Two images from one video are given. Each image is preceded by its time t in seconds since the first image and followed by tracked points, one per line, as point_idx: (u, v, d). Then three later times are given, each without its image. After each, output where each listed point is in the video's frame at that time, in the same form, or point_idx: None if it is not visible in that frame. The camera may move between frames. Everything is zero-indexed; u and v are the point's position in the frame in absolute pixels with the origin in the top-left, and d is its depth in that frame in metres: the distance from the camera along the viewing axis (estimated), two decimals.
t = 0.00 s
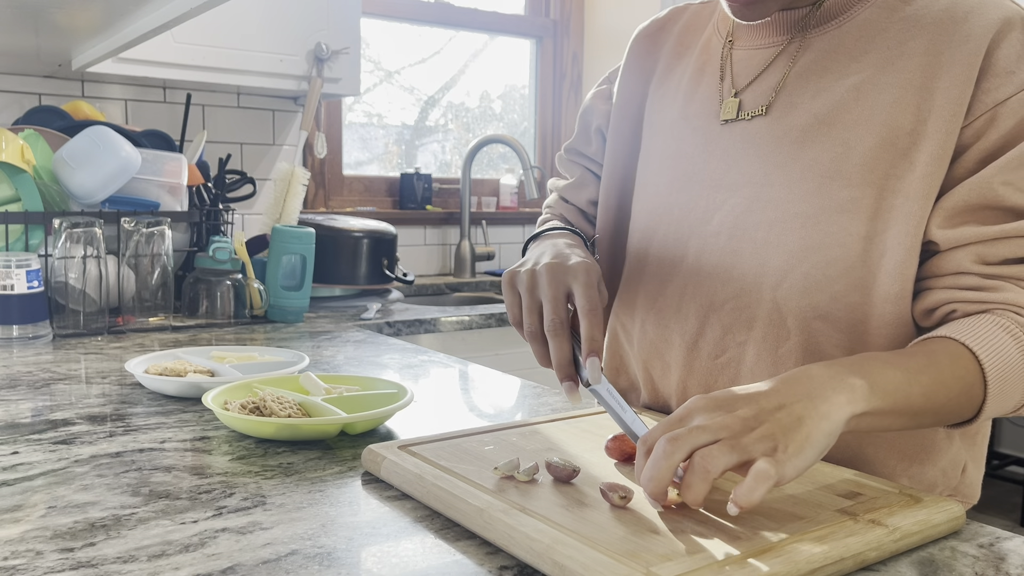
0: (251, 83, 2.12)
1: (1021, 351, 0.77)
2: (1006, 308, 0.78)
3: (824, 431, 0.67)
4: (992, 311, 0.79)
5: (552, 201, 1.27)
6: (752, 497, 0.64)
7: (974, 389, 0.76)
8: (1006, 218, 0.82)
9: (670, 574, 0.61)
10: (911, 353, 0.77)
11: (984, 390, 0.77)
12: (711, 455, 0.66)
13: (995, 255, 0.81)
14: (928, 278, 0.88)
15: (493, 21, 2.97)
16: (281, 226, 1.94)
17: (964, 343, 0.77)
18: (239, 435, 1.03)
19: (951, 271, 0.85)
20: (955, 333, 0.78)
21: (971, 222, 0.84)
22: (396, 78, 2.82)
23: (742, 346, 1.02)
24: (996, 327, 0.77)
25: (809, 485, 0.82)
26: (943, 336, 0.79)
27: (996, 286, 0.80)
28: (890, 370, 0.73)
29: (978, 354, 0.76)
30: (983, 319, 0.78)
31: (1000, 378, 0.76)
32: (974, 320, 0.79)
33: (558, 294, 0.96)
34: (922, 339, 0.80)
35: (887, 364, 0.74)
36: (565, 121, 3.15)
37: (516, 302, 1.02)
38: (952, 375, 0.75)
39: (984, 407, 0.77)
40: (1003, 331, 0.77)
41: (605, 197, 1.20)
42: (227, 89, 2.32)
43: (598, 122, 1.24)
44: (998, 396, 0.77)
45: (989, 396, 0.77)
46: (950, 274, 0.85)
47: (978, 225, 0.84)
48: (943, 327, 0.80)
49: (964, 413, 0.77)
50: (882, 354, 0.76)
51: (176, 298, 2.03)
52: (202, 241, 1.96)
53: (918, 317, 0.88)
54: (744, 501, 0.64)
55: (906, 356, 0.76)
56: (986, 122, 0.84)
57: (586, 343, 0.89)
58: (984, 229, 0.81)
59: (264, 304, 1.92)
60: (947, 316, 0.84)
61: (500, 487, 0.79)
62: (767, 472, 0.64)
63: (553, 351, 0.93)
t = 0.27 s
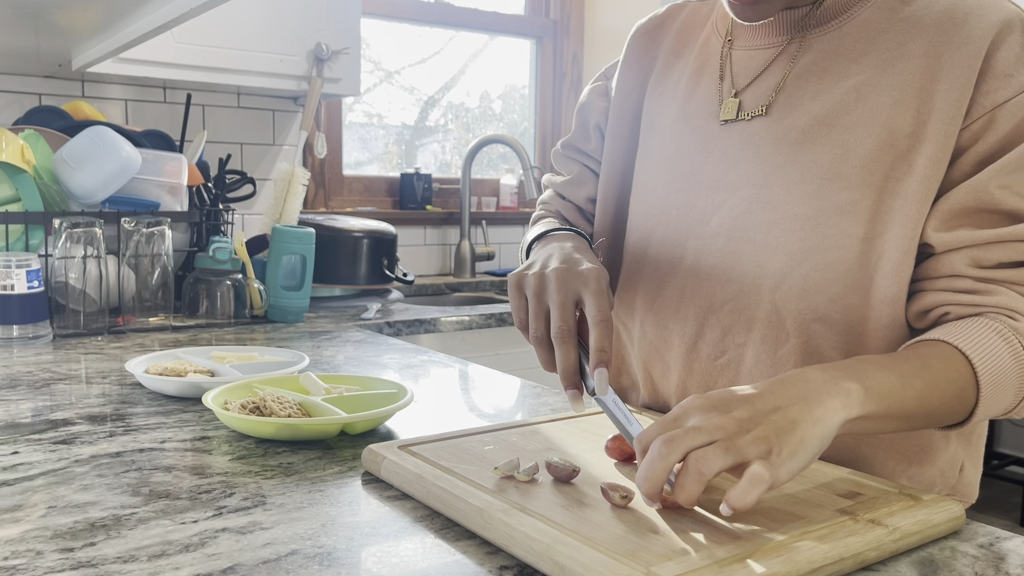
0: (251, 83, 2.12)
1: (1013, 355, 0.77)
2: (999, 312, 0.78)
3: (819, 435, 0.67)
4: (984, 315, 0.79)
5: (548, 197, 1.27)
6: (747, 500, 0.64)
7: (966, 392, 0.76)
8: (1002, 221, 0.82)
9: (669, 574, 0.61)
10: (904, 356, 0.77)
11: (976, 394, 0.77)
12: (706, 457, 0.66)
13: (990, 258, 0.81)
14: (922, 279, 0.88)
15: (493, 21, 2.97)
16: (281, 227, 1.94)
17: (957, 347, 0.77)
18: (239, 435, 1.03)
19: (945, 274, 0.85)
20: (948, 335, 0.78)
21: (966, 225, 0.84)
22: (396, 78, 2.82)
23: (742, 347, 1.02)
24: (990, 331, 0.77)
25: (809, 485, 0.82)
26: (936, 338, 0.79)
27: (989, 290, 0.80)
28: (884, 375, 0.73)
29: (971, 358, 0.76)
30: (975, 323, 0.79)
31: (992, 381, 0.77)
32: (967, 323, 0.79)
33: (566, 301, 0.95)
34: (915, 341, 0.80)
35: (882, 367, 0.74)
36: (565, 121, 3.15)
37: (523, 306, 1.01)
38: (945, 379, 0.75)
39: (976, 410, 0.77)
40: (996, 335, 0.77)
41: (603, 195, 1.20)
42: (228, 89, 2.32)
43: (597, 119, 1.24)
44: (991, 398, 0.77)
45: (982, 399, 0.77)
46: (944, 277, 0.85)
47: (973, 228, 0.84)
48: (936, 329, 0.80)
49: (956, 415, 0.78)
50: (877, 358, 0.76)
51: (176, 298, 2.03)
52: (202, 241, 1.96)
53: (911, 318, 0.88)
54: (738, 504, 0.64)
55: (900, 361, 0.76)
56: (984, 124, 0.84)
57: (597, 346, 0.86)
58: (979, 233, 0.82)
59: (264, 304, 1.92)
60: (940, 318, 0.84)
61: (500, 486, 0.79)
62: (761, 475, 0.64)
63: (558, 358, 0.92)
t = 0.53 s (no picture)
0: (251, 83, 2.12)
1: (1010, 357, 0.77)
2: (997, 313, 0.78)
3: (819, 434, 0.67)
4: (982, 316, 0.79)
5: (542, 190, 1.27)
6: (744, 500, 0.65)
7: (964, 394, 0.76)
8: (1001, 224, 0.82)
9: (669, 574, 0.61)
10: (902, 358, 0.77)
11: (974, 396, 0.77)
12: (703, 457, 0.66)
13: (987, 260, 0.81)
14: (920, 279, 0.89)
15: (493, 21, 2.97)
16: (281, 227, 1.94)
17: (955, 349, 0.77)
18: (239, 435, 1.03)
19: (944, 275, 0.85)
20: (945, 337, 0.78)
21: (965, 227, 0.84)
22: (397, 78, 2.82)
23: (742, 348, 1.02)
24: (987, 333, 0.77)
25: (809, 485, 0.82)
26: (934, 339, 0.79)
27: (988, 292, 0.80)
28: (884, 376, 0.73)
29: (969, 359, 0.76)
30: (973, 324, 0.79)
31: (990, 384, 0.77)
32: (964, 325, 0.79)
33: (568, 298, 0.94)
34: (914, 342, 0.80)
35: (881, 369, 0.74)
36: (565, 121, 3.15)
37: (522, 301, 1.01)
38: (944, 381, 0.75)
39: (973, 411, 0.77)
40: (993, 337, 0.77)
41: (602, 194, 1.20)
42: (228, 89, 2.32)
43: (596, 115, 1.24)
44: (989, 399, 0.77)
45: (979, 400, 0.77)
46: (942, 278, 0.85)
47: (973, 230, 0.84)
48: (934, 330, 0.81)
49: (954, 417, 0.77)
50: (876, 359, 0.76)
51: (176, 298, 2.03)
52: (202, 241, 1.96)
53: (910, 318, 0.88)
54: (736, 505, 0.65)
55: (900, 362, 0.76)
56: (985, 125, 0.85)
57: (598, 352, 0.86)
58: (977, 235, 0.82)
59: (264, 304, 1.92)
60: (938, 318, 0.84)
61: (500, 487, 0.79)
62: (759, 476, 0.64)
63: (562, 357, 0.91)
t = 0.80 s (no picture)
0: (251, 83, 2.12)
1: (1010, 356, 0.77)
2: (998, 312, 0.78)
3: (820, 433, 0.68)
4: (982, 315, 0.79)
5: (538, 186, 1.26)
6: (749, 506, 0.64)
7: (965, 394, 0.76)
8: (1001, 223, 0.82)
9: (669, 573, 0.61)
10: (904, 359, 0.77)
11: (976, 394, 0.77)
12: (708, 463, 0.66)
13: (988, 260, 0.81)
14: (921, 278, 0.89)
15: (493, 22, 2.97)
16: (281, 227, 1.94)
17: (956, 348, 0.77)
18: (239, 434, 1.03)
19: (945, 275, 0.85)
20: (946, 336, 0.78)
21: (964, 226, 0.85)
22: (396, 78, 2.82)
23: (744, 348, 1.02)
24: (988, 332, 0.77)
25: (809, 485, 0.82)
26: (934, 338, 0.79)
27: (988, 291, 0.80)
28: (885, 378, 0.73)
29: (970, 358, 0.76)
30: (974, 323, 0.79)
31: (990, 383, 0.77)
32: (965, 324, 0.79)
33: (583, 306, 0.91)
34: (915, 342, 0.80)
35: (882, 371, 0.74)
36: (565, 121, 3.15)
37: (538, 307, 0.98)
38: (945, 380, 0.75)
39: (975, 410, 0.77)
40: (993, 336, 0.77)
41: (602, 193, 1.20)
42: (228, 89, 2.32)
43: (595, 113, 1.24)
44: (990, 399, 0.78)
45: (981, 399, 0.77)
46: (943, 277, 0.85)
47: (973, 229, 0.84)
48: (935, 329, 0.81)
49: (955, 417, 0.77)
50: (878, 362, 0.76)
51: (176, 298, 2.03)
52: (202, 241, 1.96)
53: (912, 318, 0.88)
54: (739, 510, 0.64)
55: (902, 364, 0.76)
56: (985, 123, 0.85)
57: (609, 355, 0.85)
58: (978, 234, 0.82)
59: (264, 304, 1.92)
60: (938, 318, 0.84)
61: (500, 486, 0.79)
62: (764, 482, 0.64)
63: (572, 365, 0.89)
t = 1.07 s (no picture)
0: (251, 83, 2.12)
1: (1011, 357, 0.77)
2: (998, 314, 0.79)
3: (821, 435, 0.68)
4: (983, 317, 0.80)
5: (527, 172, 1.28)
6: (751, 514, 0.64)
7: (967, 396, 0.77)
8: (1002, 224, 0.83)
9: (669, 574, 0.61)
10: (906, 361, 0.77)
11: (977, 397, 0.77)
12: (710, 472, 0.66)
13: (989, 261, 0.81)
14: (922, 279, 0.89)
15: (493, 22, 2.97)
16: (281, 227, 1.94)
17: (958, 350, 0.77)
18: (239, 434, 1.03)
19: (945, 276, 0.85)
20: (948, 338, 0.79)
21: (966, 227, 0.85)
22: (397, 78, 2.82)
23: (741, 347, 1.02)
24: (989, 334, 0.78)
25: (810, 485, 0.82)
26: (937, 340, 0.79)
27: (990, 292, 0.81)
28: (888, 382, 0.73)
29: (971, 361, 0.77)
30: (974, 325, 0.79)
31: (992, 385, 0.77)
32: (967, 326, 0.79)
33: (562, 297, 0.95)
34: (916, 344, 0.80)
35: (885, 374, 0.74)
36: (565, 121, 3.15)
37: (519, 297, 1.02)
38: (948, 382, 0.75)
39: (976, 412, 0.78)
40: (994, 338, 0.77)
41: (599, 190, 1.20)
42: (228, 89, 2.32)
43: (590, 110, 1.24)
44: (991, 400, 0.78)
45: (983, 401, 0.77)
46: (943, 278, 0.85)
47: (975, 230, 0.84)
48: (937, 330, 0.81)
49: (957, 418, 0.78)
50: (880, 364, 0.76)
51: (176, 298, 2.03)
52: (202, 241, 1.96)
53: (912, 318, 0.89)
54: (741, 519, 0.65)
55: (904, 366, 0.76)
56: (984, 123, 0.85)
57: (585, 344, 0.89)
58: (979, 235, 0.82)
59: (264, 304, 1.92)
60: (938, 319, 0.84)
61: (500, 486, 0.79)
62: (766, 492, 0.64)
63: (550, 352, 0.93)
